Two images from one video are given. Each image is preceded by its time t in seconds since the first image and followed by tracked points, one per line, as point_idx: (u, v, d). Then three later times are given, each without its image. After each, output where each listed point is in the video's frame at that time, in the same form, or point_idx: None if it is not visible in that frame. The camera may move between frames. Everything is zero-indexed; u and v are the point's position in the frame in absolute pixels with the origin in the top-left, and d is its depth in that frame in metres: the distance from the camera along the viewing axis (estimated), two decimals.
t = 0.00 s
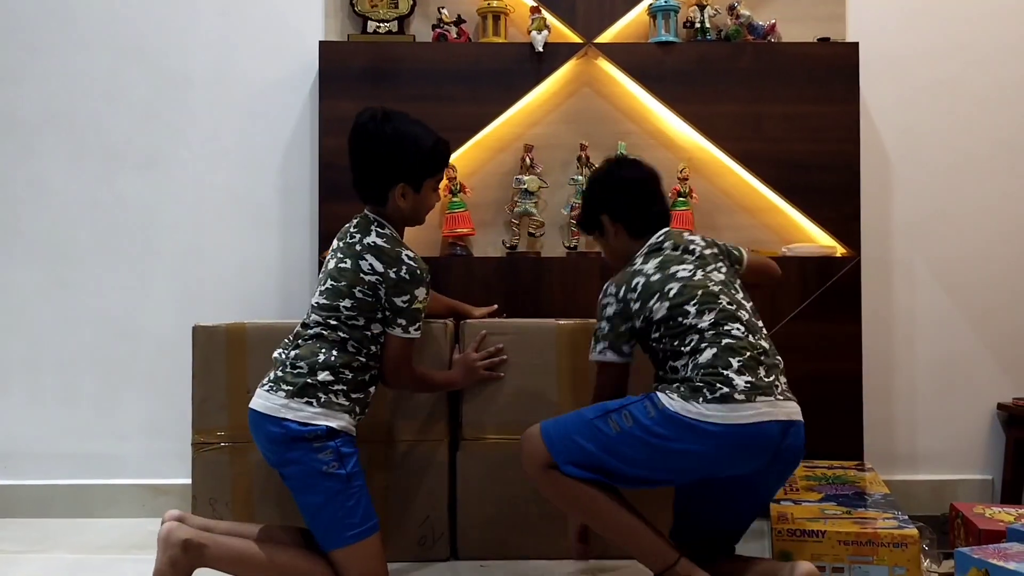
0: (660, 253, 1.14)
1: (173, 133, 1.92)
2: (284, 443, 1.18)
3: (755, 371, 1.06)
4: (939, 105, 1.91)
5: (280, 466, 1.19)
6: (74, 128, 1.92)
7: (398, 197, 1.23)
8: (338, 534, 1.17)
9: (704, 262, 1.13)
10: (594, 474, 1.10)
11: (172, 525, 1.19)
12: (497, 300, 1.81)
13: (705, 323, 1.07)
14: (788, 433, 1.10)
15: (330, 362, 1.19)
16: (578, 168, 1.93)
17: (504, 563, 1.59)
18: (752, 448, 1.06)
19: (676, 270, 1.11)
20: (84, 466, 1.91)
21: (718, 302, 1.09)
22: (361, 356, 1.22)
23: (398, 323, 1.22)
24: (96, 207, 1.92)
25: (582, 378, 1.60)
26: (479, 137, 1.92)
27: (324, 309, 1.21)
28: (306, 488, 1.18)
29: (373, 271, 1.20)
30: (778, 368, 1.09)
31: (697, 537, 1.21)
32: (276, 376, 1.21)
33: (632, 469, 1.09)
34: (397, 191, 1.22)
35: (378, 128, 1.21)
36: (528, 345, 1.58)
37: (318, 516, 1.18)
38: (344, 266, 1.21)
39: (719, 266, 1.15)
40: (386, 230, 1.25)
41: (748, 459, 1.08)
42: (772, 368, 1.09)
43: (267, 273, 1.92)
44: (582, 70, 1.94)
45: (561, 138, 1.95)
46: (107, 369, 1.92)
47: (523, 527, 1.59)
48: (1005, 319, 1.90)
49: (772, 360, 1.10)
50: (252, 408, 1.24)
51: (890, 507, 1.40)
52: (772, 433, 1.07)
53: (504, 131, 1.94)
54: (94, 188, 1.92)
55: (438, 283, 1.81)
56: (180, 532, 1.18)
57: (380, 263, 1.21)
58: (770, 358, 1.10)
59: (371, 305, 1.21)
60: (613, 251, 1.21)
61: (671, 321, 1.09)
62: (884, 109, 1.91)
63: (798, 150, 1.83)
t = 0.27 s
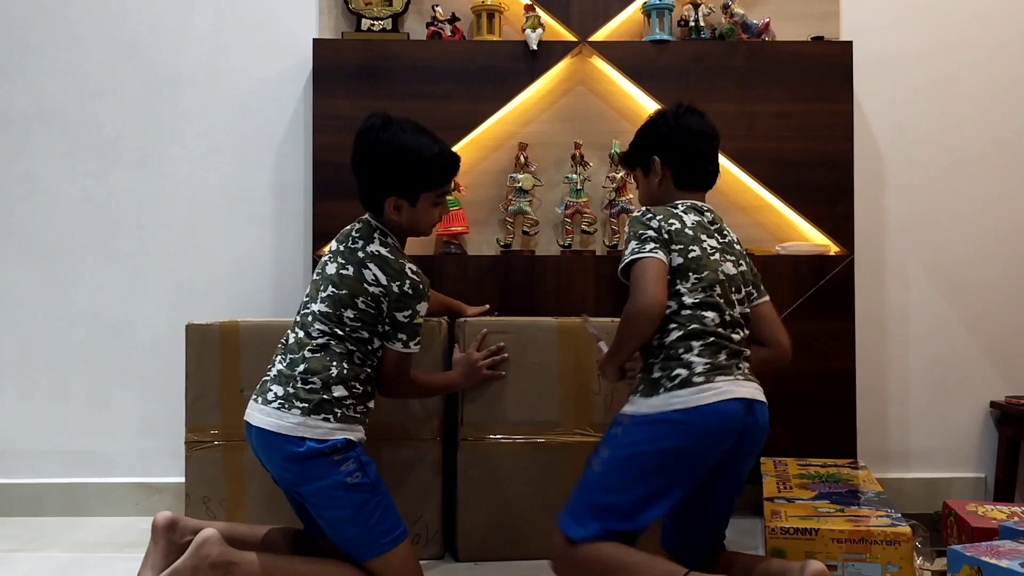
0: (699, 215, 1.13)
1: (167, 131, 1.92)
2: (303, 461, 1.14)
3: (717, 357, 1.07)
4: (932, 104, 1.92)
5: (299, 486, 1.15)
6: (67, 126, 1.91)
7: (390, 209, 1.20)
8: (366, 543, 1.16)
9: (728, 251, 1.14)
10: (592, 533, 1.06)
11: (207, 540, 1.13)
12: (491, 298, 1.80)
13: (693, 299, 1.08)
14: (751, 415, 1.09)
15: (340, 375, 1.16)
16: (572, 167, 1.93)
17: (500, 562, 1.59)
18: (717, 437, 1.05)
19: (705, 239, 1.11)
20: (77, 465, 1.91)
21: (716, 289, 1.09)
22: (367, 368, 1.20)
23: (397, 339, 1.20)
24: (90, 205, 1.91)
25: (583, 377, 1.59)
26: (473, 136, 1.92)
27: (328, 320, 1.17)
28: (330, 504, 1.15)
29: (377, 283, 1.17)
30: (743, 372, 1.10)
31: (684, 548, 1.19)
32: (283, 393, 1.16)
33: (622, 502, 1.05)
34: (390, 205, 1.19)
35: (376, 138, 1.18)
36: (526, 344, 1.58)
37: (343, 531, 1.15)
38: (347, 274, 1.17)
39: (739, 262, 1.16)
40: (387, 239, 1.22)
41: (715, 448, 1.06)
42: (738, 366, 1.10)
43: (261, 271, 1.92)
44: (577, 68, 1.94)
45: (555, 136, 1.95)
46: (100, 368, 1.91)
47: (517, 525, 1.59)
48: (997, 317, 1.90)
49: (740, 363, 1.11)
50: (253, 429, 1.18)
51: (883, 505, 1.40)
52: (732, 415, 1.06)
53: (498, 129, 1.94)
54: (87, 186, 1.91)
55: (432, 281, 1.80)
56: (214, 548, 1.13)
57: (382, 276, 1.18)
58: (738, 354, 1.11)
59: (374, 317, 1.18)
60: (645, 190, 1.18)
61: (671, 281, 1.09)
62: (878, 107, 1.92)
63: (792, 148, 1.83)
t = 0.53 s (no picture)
0: (608, 220, 1.09)
1: (161, 131, 1.91)
2: (311, 454, 1.13)
3: (640, 376, 1.06)
4: (925, 105, 1.92)
5: (305, 480, 1.14)
6: (60, 125, 1.90)
7: (423, 205, 1.18)
8: (372, 543, 1.16)
9: (653, 246, 1.09)
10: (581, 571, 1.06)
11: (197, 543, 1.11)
12: (485, 298, 1.80)
13: (610, 323, 1.07)
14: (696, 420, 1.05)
15: (352, 373, 1.15)
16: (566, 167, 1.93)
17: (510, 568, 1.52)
18: (667, 451, 1.04)
19: (614, 250, 1.08)
20: (71, 465, 1.90)
21: (631, 305, 1.07)
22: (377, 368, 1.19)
23: (403, 340, 1.17)
24: (83, 204, 1.90)
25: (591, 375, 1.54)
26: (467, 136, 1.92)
27: (340, 317, 1.15)
28: (334, 501, 1.14)
29: (391, 283, 1.15)
30: (682, 379, 1.07)
31: (670, 551, 1.15)
32: (293, 386, 1.15)
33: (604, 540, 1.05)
34: (423, 202, 1.18)
35: (401, 136, 1.17)
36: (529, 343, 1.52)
37: (346, 529, 1.15)
38: (361, 272, 1.16)
39: (671, 249, 1.10)
40: (406, 237, 1.20)
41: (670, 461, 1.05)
42: (676, 375, 1.07)
43: (255, 271, 1.92)
44: (571, 68, 1.94)
45: (549, 136, 1.95)
46: (94, 368, 1.91)
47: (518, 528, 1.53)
48: (991, 317, 1.91)
49: (680, 369, 1.08)
50: (263, 417, 1.17)
51: (877, 504, 1.41)
52: (675, 428, 1.04)
53: (492, 130, 1.94)
54: (80, 186, 1.90)
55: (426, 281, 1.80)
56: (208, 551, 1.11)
57: (397, 276, 1.16)
58: (674, 359, 1.08)
59: (385, 317, 1.16)
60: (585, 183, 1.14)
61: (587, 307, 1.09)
62: (871, 108, 1.92)
63: (786, 148, 1.83)
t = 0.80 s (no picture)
0: (690, 228, 1.16)
1: (157, 130, 1.91)
2: (324, 447, 1.13)
3: (667, 370, 1.09)
4: (921, 103, 1.92)
5: (316, 471, 1.14)
6: (55, 124, 1.90)
7: (430, 180, 1.15)
8: (383, 537, 1.15)
9: (725, 259, 1.15)
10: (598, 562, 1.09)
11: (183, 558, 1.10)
12: (481, 297, 1.80)
13: (658, 307, 1.13)
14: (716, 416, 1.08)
15: (360, 363, 1.14)
16: (562, 165, 1.93)
17: None
18: (685, 444, 1.06)
19: (686, 249, 1.14)
20: (66, 465, 1.90)
21: (685, 297, 1.12)
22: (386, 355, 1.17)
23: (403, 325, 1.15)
24: (78, 203, 1.90)
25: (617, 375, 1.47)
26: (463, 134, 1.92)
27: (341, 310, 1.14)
28: (343, 495, 1.13)
29: (383, 271, 1.13)
30: (708, 378, 1.09)
31: (688, 550, 1.16)
32: (304, 379, 1.15)
33: (619, 536, 1.07)
34: (429, 175, 1.15)
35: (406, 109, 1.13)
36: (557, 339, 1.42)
37: (353, 525, 1.14)
38: (355, 263, 1.14)
39: (742, 269, 1.16)
40: (399, 222, 1.17)
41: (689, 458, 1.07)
42: (702, 374, 1.09)
43: (251, 270, 1.91)
44: (567, 67, 1.94)
45: (546, 135, 1.95)
46: (90, 367, 1.90)
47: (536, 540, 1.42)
48: (987, 315, 1.91)
49: (711, 370, 1.10)
50: (275, 409, 1.17)
51: (873, 502, 1.41)
52: (694, 422, 1.06)
53: (488, 128, 1.94)
54: (75, 185, 1.90)
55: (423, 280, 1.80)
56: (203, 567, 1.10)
57: (389, 263, 1.13)
58: (707, 361, 1.10)
59: (385, 305, 1.14)
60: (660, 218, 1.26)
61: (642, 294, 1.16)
62: (867, 107, 1.92)
63: (781, 147, 1.83)
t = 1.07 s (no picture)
0: (680, 217, 1.17)
1: (153, 128, 1.90)
2: (316, 445, 1.13)
3: (686, 365, 1.12)
4: (917, 104, 1.92)
5: (309, 470, 1.14)
6: (51, 122, 1.89)
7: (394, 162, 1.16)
8: (379, 533, 1.15)
9: (715, 249, 1.18)
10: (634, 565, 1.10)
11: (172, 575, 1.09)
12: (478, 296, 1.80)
13: (670, 301, 1.14)
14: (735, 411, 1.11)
15: (346, 359, 1.15)
16: (559, 165, 1.93)
17: None
18: (707, 440, 1.09)
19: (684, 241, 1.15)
20: (61, 464, 1.89)
21: (692, 290, 1.14)
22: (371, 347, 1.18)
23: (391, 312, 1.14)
24: (74, 202, 1.89)
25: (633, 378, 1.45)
26: (459, 134, 1.91)
27: (319, 307, 1.14)
28: (335, 492, 1.14)
29: (353, 262, 1.13)
30: (724, 373, 1.13)
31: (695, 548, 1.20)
32: (292, 381, 1.15)
33: (649, 535, 1.10)
34: (393, 158, 1.15)
35: (360, 97, 1.14)
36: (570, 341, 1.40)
37: (348, 523, 1.14)
38: (325, 259, 1.14)
39: (728, 258, 1.20)
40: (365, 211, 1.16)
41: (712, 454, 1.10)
42: (719, 368, 1.13)
43: (248, 268, 1.91)
44: (564, 66, 1.94)
45: (542, 135, 1.95)
46: (85, 366, 1.90)
47: (575, 546, 1.39)
48: (983, 316, 1.91)
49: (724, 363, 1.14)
50: (264, 412, 1.17)
51: (869, 502, 1.41)
52: (719, 419, 1.10)
53: (484, 128, 1.94)
54: (71, 183, 1.89)
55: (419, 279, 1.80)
56: None
57: (356, 251, 1.13)
58: (721, 355, 1.14)
59: (362, 297, 1.14)
60: (629, 195, 1.26)
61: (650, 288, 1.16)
62: (863, 107, 1.92)
63: (778, 147, 1.83)
